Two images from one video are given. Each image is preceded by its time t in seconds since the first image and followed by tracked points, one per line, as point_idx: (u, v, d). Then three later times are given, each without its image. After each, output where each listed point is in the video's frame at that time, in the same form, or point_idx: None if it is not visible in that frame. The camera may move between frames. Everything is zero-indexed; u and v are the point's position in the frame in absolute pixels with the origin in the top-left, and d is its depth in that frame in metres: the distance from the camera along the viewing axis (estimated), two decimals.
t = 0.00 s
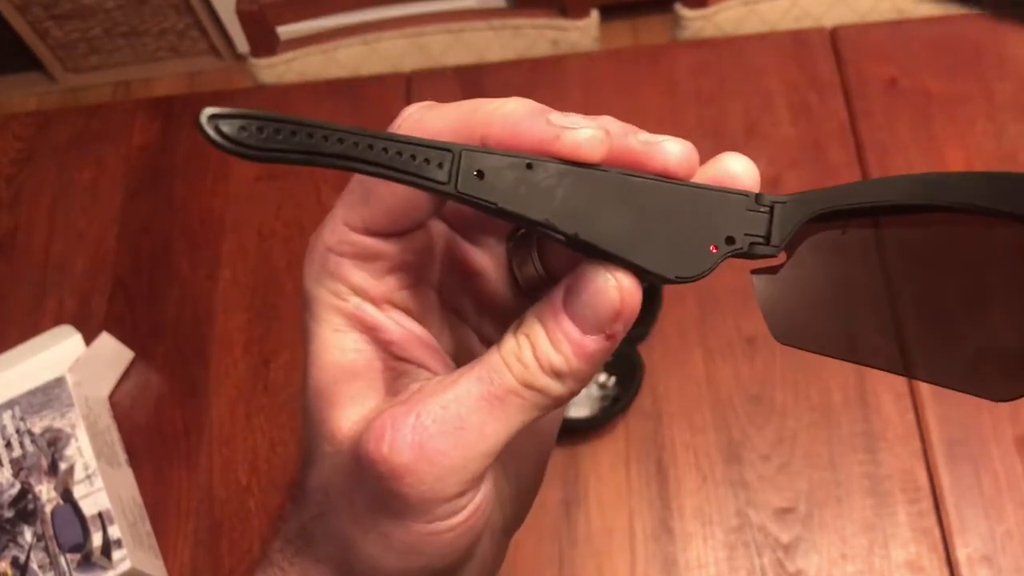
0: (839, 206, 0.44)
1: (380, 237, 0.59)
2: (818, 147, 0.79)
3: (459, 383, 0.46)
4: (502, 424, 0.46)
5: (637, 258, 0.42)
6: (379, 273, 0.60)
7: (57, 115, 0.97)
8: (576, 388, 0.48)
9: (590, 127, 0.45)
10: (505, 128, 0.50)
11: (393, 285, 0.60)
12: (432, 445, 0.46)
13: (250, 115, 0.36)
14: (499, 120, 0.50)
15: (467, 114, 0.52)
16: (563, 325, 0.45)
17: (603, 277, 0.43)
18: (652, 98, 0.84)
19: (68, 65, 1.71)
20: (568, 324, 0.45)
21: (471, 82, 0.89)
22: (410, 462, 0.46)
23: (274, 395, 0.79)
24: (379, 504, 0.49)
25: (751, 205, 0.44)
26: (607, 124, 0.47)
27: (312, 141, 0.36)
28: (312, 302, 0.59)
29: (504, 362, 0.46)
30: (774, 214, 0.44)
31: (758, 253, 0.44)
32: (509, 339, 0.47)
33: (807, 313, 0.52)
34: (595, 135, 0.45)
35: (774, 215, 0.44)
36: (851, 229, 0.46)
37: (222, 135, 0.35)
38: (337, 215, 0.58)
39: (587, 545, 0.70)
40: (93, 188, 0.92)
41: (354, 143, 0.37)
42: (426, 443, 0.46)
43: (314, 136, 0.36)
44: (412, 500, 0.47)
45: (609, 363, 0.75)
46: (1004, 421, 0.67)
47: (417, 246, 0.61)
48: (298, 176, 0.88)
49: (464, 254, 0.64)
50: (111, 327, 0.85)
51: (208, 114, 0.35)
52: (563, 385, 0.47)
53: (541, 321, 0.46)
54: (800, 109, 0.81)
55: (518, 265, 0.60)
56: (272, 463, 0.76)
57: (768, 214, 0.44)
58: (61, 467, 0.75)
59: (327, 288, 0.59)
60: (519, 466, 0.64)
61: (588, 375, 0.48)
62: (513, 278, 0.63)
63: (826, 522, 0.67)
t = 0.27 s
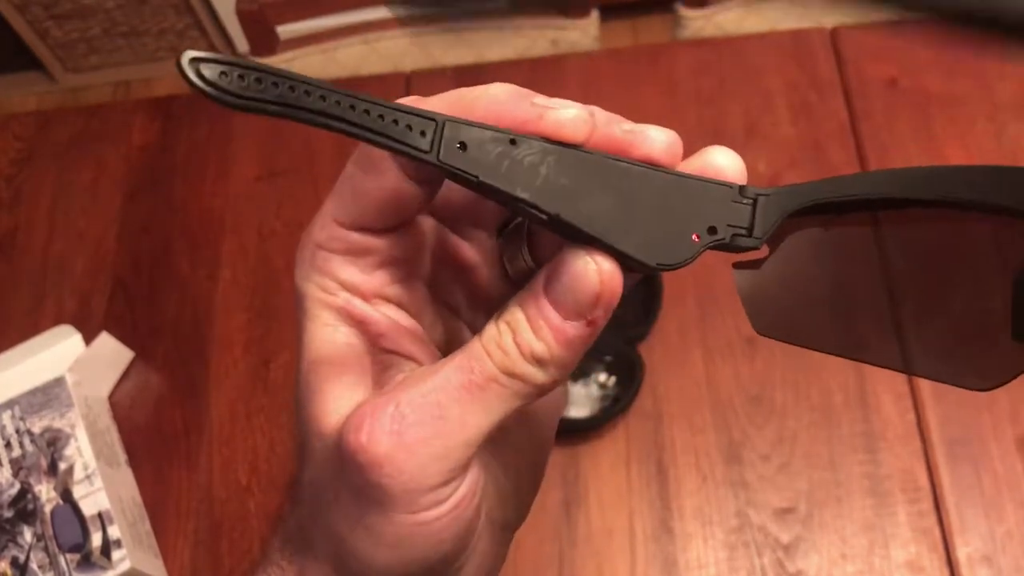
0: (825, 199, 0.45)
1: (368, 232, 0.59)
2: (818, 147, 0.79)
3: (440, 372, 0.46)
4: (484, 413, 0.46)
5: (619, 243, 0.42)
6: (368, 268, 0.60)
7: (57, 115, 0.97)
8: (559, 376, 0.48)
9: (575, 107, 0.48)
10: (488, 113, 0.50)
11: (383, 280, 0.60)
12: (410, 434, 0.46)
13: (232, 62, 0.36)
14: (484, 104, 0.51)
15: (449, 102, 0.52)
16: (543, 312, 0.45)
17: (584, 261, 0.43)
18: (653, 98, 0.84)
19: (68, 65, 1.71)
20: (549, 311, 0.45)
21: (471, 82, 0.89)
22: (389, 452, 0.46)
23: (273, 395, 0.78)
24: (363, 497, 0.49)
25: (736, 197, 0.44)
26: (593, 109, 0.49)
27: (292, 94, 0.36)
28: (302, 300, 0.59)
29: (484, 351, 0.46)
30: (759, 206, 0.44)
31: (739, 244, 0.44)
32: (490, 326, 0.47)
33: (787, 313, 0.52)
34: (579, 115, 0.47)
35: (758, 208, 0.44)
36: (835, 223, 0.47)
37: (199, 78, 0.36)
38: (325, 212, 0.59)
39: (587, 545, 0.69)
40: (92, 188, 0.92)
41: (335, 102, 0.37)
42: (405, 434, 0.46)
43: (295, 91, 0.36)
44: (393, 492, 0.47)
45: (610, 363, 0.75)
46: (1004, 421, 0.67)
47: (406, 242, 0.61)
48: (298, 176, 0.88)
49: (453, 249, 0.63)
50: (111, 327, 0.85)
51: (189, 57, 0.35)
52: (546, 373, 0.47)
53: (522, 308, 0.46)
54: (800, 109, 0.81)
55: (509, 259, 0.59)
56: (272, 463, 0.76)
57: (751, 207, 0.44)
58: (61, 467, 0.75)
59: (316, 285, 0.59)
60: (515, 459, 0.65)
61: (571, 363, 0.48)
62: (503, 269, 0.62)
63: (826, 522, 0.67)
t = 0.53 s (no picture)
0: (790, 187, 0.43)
1: (355, 233, 0.60)
2: (818, 147, 0.79)
3: (430, 371, 0.47)
4: (478, 410, 0.47)
5: (602, 237, 0.43)
6: (358, 269, 0.60)
7: (57, 115, 0.97)
8: (551, 372, 0.49)
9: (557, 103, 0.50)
10: (475, 109, 0.52)
11: (373, 282, 0.61)
12: (405, 435, 0.46)
13: (220, 62, 0.37)
14: (469, 102, 0.52)
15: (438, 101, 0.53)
16: (532, 308, 0.46)
17: (569, 255, 0.44)
18: (653, 97, 0.84)
19: (67, 65, 1.71)
20: (538, 307, 0.46)
21: (472, 82, 0.89)
22: (383, 453, 0.46)
23: (273, 394, 0.78)
24: (358, 499, 0.49)
25: (718, 191, 0.45)
26: (577, 107, 0.51)
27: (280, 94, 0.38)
28: (291, 304, 0.59)
29: (475, 348, 0.47)
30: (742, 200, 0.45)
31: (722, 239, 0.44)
32: (480, 324, 0.48)
33: (773, 305, 0.48)
34: (563, 112, 0.50)
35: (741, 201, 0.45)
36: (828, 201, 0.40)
37: (188, 78, 0.37)
38: (312, 215, 0.59)
39: (587, 545, 0.69)
40: (92, 188, 0.92)
41: (322, 100, 0.38)
42: (398, 434, 0.46)
43: (282, 89, 0.38)
44: (388, 493, 0.47)
45: (610, 363, 0.75)
46: (1004, 421, 0.67)
47: (395, 242, 0.62)
48: (297, 175, 0.88)
49: (441, 250, 0.65)
50: (111, 327, 0.85)
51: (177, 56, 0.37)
52: (538, 368, 0.47)
53: (510, 304, 0.47)
54: (800, 109, 0.81)
55: (497, 258, 0.59)
56: (271, 463, 0.76)
57: (735, 200, 0.45)
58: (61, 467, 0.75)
59: (305, 288, 0.59)
60: (510, 458, 0.66)
61: (562, 358, 0.48)
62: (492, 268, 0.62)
63: (826, 522, 0.67)
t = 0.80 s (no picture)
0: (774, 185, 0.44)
1: (337, 235, 0.60)
2: (818, 147, 0.79)
3: (412, 369, 0.47)
4: (460, 407, 0.47)
5: (585, 238, 0.44)
6: (340, 269, 0.61)
7: (57, 115, 0.97)
8: (533, 369, 0.49)
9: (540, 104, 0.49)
10: (455, 109, 0.52)
11: (355, 281, 0.61)
12: (387, 433, 0.46)
13: (204, 70, 0.36)
14: (449, 103, 0.53)
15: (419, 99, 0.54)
16: (513, 305, 0.46)
17: (551, 254, 0.44)
18: (653, 97, 0.84)
19: (67, 65, 1.71)
20: (519, 304, 0.46)
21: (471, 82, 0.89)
22: (365, 450, 0.46)
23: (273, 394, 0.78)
24: (341, 497, 0.49)
25: (695, 190, 0.45)
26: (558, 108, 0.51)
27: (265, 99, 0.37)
28: (274, 305, 0.60)
29: (456, 345, 0.47)
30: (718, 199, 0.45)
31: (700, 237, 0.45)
32: (461, 321, 0.47)
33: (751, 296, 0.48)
34: (543, 112, 0.49)
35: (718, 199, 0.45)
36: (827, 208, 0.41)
37: (171, 86, 0.36)
38: (294, 217, 0.60)
39: (587, 545, 0.69)
40: (92, 188, 0.92)
41: (307, 106, 0.38)
42: (381, 432, 0.46)
43: (267, 95, 0.37)
44: (372, 490, 0.47)
45: (610, 363, 0.75)
46: (1004, 420, 0.67)
47: (378, 242, 0.62)
48: (297, 175, 0.88)
49: (422, 249, 0.66)
50: (111, 327, 0.85)
51: (161, 65, 0.36)
52: (519, 365, 0.47)
53: (491, 302, 0.47)
54: (800, 109, 0.81)
55: (480, 257, 0.63)
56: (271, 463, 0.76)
57: (711, 199, 0.45)
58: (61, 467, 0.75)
59: (287, 288, 0.60)
60: (493, 454, 0.66)
61: (543, 355, 0.48)
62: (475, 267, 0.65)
63: (826, 522, 0.67)
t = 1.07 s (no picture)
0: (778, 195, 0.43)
1: (343, 243, 0.60)
2: (818, 147, 0.79)
3: (417, 374, 0.47)
4: (465, 411, 0.47)
5: (588, 247, 0.43)
6: (347, 276, 0.61)
7: (57, 115, 0.97)
8: (537, 375, 0.49)
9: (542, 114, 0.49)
10: (458, 120, 0.52)
11: (362, 288, 0.61)
12: (392, 437, 0.46)
13: (212, 94, 0.38)
14: (452, 113, 0.53)
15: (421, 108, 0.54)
16: (518, 311, 0.47)
17: (553, 260, 0.44)
18: (653, 97, 0.84)
19: (67, 65, 1.71)
20: (524, 310, 0.47)
21: (471, 82, 0.89)
22: (371, 454, 0.46)
23: (273, 395, 0.78)
24: (347, 502, 0.49)
25: (697, 196, 0.44)
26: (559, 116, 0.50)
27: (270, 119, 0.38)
28: (282, 313, 0.60)
29: (461, 351, 0.47)
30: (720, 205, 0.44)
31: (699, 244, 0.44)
32: (465, 328, 0.48)
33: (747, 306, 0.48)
34: (546, 122, 0.49)
35: (720, 205, 0.43)
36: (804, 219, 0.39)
37: (181, 111, 0.37)
38: (301, 227, 0.60)
39: (587, 545, 0.69)
40: (92, 188, 0.92)
41: (313, 124, 0.38)
42: (386, 436, 0.46)
43: (274, 116, 0.38)
44: (378, 494, 0.47)
45: (610, 363, 0.75)
46: (1004, 420, 0.67)
47: (384, 250, 0.63)
48: (297, 175, 0.88)
49: (428, 258, 0.67)
50: (111, 327, 0.85)
51: (170, 90, 0.37)
52: (523, 371, 0.48)
53: (495, 308, 0.47)
54: (800, 109, 0.81)
55: (486, 265, 0.62)
56: (271, 463, 0.76)
57: (713, 205, 0.44)
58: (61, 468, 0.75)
59: (295, 296, 0.60)
60: (500, 462, 0.67)
61: (547, 361, 0.49)
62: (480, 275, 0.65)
63: (826, 522, 0.67)
